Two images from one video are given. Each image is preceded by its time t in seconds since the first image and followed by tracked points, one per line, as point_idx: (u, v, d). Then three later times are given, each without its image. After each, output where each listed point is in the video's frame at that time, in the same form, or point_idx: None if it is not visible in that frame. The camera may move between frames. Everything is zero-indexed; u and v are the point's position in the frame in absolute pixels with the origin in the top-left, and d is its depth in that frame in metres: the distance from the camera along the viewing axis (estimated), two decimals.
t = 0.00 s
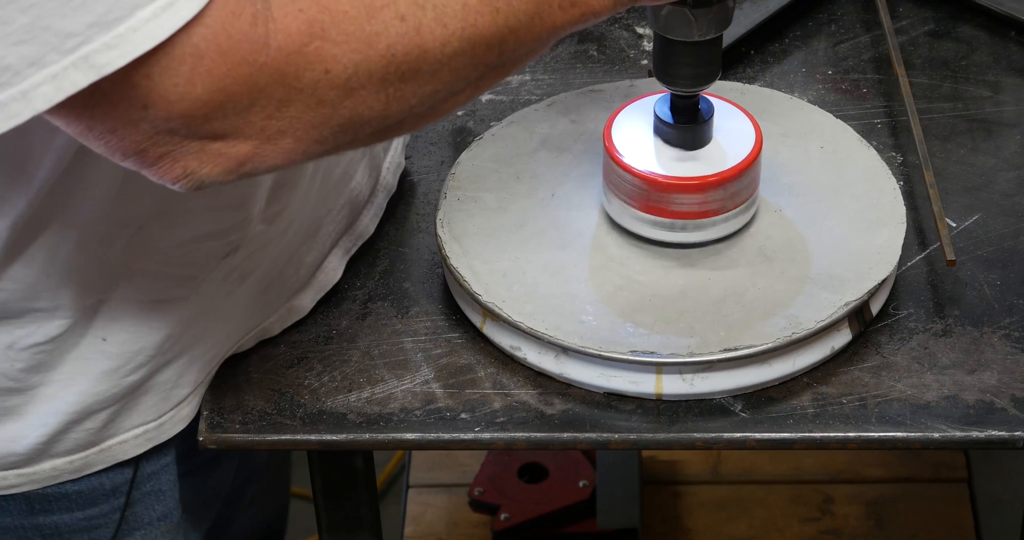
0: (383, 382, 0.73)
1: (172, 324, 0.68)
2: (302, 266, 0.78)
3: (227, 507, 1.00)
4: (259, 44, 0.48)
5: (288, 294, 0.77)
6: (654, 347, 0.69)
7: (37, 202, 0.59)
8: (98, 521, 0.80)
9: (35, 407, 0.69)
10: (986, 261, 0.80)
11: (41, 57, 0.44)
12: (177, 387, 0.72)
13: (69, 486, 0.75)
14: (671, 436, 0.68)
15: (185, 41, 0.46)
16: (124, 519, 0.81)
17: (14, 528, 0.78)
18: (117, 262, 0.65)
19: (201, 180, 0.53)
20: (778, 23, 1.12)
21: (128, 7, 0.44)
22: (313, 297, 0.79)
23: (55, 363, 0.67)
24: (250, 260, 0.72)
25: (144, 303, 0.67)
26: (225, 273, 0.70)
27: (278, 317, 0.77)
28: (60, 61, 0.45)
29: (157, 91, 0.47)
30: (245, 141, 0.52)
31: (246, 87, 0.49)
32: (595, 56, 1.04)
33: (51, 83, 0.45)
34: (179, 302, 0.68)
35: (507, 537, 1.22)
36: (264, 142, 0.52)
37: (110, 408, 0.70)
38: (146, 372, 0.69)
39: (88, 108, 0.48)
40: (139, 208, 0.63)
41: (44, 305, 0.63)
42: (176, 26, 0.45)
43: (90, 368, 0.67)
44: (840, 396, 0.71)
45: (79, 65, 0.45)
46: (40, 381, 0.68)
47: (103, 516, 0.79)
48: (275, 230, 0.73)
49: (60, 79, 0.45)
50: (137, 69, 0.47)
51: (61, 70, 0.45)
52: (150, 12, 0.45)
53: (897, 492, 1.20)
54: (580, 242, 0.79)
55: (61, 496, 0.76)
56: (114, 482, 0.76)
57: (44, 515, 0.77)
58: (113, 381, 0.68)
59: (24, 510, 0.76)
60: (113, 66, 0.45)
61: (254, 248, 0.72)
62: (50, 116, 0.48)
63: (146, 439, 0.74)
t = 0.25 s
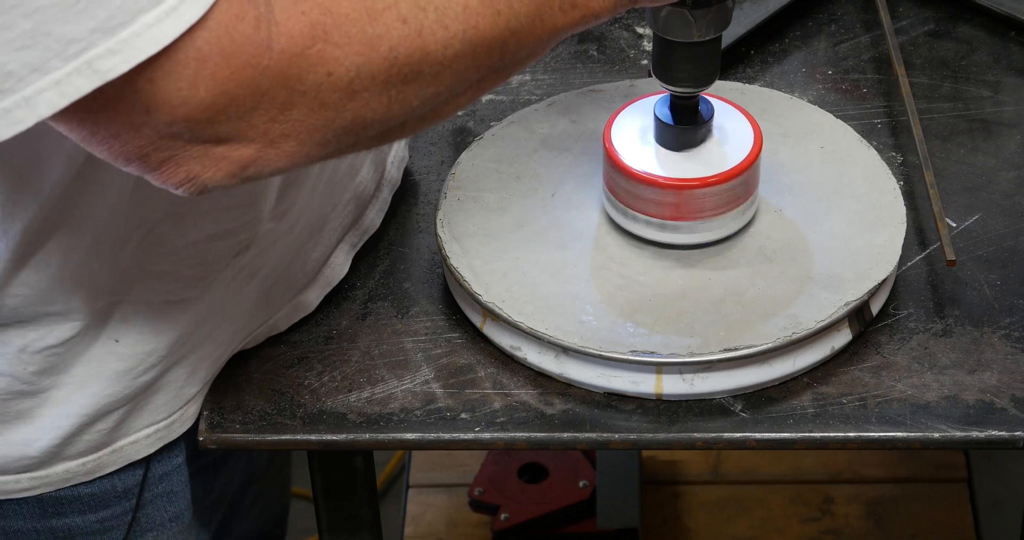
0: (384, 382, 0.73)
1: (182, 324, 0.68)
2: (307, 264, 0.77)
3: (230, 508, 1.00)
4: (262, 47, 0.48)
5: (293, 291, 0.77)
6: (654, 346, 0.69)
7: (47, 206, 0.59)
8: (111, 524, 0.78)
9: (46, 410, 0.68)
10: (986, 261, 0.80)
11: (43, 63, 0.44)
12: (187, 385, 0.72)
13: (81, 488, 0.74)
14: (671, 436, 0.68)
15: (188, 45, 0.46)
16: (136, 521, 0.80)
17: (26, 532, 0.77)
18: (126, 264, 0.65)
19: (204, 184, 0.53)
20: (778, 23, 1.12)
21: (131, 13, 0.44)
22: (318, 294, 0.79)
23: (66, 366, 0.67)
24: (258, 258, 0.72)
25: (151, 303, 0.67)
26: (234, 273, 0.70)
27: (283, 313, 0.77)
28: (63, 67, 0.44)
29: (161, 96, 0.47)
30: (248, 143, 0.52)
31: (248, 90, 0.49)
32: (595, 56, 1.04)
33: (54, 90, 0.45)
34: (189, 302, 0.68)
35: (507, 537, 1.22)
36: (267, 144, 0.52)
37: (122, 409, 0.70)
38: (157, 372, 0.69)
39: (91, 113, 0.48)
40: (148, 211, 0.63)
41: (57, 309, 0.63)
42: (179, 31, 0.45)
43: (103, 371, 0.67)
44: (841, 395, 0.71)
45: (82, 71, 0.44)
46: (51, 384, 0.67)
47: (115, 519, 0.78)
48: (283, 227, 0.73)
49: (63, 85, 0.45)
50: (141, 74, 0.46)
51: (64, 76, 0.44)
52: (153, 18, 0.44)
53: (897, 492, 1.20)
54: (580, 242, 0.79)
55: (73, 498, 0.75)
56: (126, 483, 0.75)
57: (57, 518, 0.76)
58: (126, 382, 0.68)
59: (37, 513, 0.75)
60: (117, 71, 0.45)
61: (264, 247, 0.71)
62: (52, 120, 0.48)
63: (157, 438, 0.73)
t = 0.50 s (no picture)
0: (383, 383, 0.73)
1: (182, 326, 0.68)
2: (306, 263, 0.78)
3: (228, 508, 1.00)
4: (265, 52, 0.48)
5: (291, 291, 0.77)
6: (653, 346, 0.69)
7: (48, 207, 0.59)
8: (109, 526, 0.78)
9: (46, 411, 0.68)
10: (986, 261, 0.80)
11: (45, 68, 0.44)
12: (185, 387, 0.72)
13: (80, 490, 0.74)
14: (671, 436, 0.68)
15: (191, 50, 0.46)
16: (134, 523, 0.79)
17: (24, 535, 0.76)
18: (127, 267, 0.65)
19: (206, 188, 0.53)
20: (778, 23, 1.12)
21: (133, 19, 0.44)
22: (316, 294, 0.79)
23: (66, 369, 0.67)
24: (258, 260, 0.72)
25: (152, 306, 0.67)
26: (233, 275, 0.70)
27: (281, 312, 0.77)
28: (65, 73, 0.44)
29: (163, 101, 0.47)
30: (248, 148, 0.51)
31: (251, 95, 0.49)
32: (595, 56, 1.04)
33: (56, 95, 0.45)
34: (189, 304, 0.68)
35: (507, 537, 1.21)
36: (268, 148, 0.52)
37: (120, 411, 0.70)
38: (156, 374, 0.69)
39: (93, 117, 0.48)
40: (148, 213, 0.63)
41: (56, 311, 0.63)
42: (182, 37, 0.45)
43: (104, 375, 0.67)
44: (841, 395, 0.71)
45: (83, 77, 0.44)
46: (50, 387, 0.67)
47: (114, 520, 0.78)
48: (282, 228, 0.73)
49: (65, 91, 0.44)
50: (143, 78, 0.46)
51: (66, 82, 0.44)
52: (156, 24, 0.44)
53: (897, 492, 1.20)
54: (580, 242, 0.79)
55: (72, 500, 0.74)
56: (124, 485, 0.75)
57: (55, 520, 0.76)
58: (125, 383, 0.68)
59: (35, 516, 0.75)
60: (119, 77, 0.44)
61: (263, 248, 0.72)
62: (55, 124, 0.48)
63: (155, 439, 0.73)
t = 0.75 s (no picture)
0: (383, 382, 0.73)
1: (183, 326, 0.68)
2: (306, 262, 0.78)
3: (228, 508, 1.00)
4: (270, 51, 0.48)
5: (290, 288, 0.77)
6: (653, 347, 0.69)
7: (54, 208, 0.59)
8: (110, 527, 0.78)
9: (48, 412, 0.68)
10: (986, 261, 0.80)
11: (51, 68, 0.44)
12: (185, 385, 0.72)
13: (82, 491, 0.74)
14: (670, 436, 0.68)
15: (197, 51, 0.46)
16: (135, 525, 0.79)
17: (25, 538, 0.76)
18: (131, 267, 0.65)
19: (209, 188, 0.53)
20: (778, 23, 1.12)
21: (140, 19, 0.44)
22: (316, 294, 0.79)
23: (69, 368, 0.67)
24: (259, 258, 0.72)
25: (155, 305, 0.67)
26: (234, 275, 0.70)
27: (281, 311, 0.77)
28: (70, 73, 0.44)
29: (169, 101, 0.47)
30: (251, 148, 0.51)
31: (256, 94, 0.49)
32: (595, 56, 1.04)
33: (62, 95, 0.45)
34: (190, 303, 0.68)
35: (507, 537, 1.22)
36: (271, 148, 0.52)
37: (122, 411, 0.70)
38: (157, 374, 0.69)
39: (98, 117, 0.48)
40: (153, 214, 0.63)
41: (60, 312, 0.63)
42: (188, 37, 0.45)
43: (107, 374, 0.67)
44: (840, 395, 0.71)
45: (89, 77, 0.44)
46: (51, 387, 0.67)
47: (115, 522, 0.78)
48: (283, 228, 0.73)
49: (71, 91, 0.44)
50: (149, 78, 0.46)
51: (71, 82, 0.44)
52: (162, 24, 0.44)
53: (897, 492, 1.20)
54: (579, 242, 0.79)
55: (74, 502, 0.74)
56: (126, 487, 0.75)
57: (57, 522, 0.76)
58: (126, 383, 0.68)
59: (37, 518, 0.75)
60: (125, 77, 0.44)
61: (263, 247, 0.72)
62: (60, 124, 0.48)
63: (156, 438, 0.73)
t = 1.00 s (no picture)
0: (384, 382, 0.73)
1: (185, 325, 0.68)
2: (309, 262, 0.78)
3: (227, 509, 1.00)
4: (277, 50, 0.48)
5: (294, 290, 0.77)
6: (653, 347, 0.69)
7: (58, 206, 0.59)
8: (109, 532, 0.78)
9: (49, 412, 0.68)
10: (986, 261, 0.80)
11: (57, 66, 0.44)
12: (187, 385, 0.71)
13: (80, 495, 0.74)
14: (670, 437, 0.68)
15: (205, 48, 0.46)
16: (134, 529, 0.79)
17: None
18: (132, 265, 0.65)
19: (211, 186, 0.53)
20: (778, 23, 1.12)
21: (145, 17, 0.44)
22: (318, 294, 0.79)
23: (72, 367, 0.67)
24: (262, 257, 0.72)
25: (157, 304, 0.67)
26: (236, 274, 0.70)
27: (285, 312, 0.77)
28: (76, 71, 0.44)
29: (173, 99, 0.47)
30: (254, 146, 0.51)
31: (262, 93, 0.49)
32: (595, 56, 1.04)
33: (68, 93, 0.45)
34: (191, 303, 0.68)
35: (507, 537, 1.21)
36: (275, 147, 0.52)
37: (123, 410, 0.70)
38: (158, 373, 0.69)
39: (101, 114, 0.48)
40: (156, 212, 0.63)
41: (63, 309, 0.63)
42: (193, 35, 0.45)
43: (109, 373, 0.67)
44: (840, 396, 0.71)
45: (94, 74, 0.44)
46: (52, 388, 0.67)
47: (114, 526, 0.78)
48: (286, 227, 0.73)
49: (76, 89, 0.44)
50: (154, 76, 0.46)
51: (76, 80, 0.44)
52: (167, 22, 0.44)
53: (897, 492, 1.20)
54: (579, 242, 0.79)
55: (72, 506, 0.74)
56: (125, 490, 0.75)
57: (56, 527, 0.75)
58: (128, 382, 0.68)
59: (36, 522, 0.74)
60: (130, 75, 0.44)
61: (266, 246, 0.72)
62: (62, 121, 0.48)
63: (158, 438, 0.73)
